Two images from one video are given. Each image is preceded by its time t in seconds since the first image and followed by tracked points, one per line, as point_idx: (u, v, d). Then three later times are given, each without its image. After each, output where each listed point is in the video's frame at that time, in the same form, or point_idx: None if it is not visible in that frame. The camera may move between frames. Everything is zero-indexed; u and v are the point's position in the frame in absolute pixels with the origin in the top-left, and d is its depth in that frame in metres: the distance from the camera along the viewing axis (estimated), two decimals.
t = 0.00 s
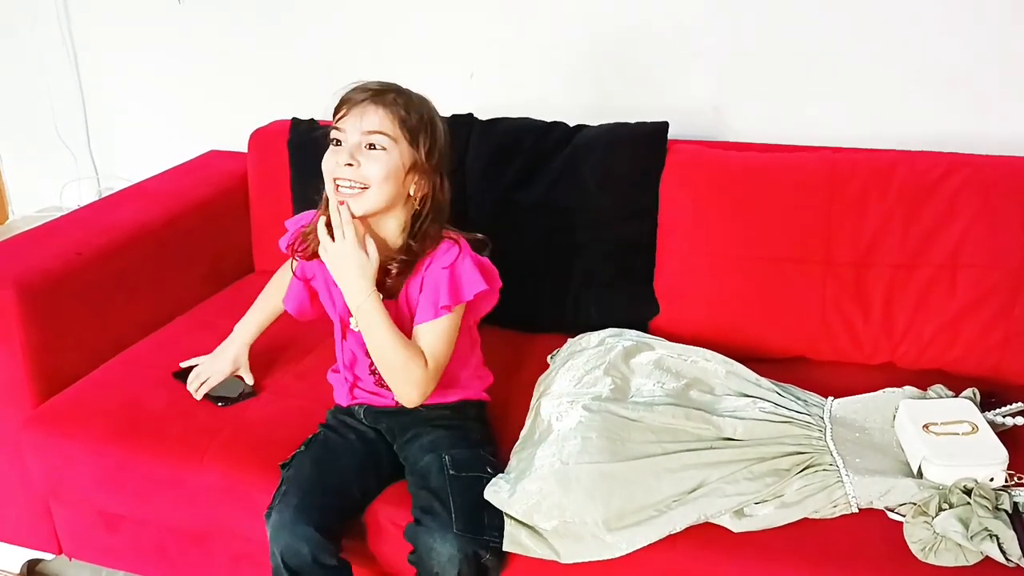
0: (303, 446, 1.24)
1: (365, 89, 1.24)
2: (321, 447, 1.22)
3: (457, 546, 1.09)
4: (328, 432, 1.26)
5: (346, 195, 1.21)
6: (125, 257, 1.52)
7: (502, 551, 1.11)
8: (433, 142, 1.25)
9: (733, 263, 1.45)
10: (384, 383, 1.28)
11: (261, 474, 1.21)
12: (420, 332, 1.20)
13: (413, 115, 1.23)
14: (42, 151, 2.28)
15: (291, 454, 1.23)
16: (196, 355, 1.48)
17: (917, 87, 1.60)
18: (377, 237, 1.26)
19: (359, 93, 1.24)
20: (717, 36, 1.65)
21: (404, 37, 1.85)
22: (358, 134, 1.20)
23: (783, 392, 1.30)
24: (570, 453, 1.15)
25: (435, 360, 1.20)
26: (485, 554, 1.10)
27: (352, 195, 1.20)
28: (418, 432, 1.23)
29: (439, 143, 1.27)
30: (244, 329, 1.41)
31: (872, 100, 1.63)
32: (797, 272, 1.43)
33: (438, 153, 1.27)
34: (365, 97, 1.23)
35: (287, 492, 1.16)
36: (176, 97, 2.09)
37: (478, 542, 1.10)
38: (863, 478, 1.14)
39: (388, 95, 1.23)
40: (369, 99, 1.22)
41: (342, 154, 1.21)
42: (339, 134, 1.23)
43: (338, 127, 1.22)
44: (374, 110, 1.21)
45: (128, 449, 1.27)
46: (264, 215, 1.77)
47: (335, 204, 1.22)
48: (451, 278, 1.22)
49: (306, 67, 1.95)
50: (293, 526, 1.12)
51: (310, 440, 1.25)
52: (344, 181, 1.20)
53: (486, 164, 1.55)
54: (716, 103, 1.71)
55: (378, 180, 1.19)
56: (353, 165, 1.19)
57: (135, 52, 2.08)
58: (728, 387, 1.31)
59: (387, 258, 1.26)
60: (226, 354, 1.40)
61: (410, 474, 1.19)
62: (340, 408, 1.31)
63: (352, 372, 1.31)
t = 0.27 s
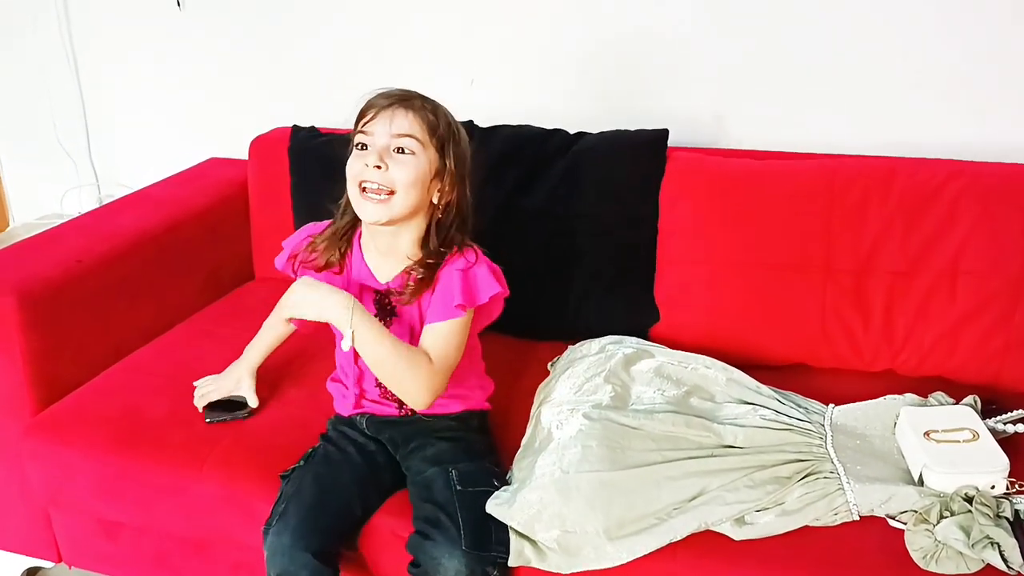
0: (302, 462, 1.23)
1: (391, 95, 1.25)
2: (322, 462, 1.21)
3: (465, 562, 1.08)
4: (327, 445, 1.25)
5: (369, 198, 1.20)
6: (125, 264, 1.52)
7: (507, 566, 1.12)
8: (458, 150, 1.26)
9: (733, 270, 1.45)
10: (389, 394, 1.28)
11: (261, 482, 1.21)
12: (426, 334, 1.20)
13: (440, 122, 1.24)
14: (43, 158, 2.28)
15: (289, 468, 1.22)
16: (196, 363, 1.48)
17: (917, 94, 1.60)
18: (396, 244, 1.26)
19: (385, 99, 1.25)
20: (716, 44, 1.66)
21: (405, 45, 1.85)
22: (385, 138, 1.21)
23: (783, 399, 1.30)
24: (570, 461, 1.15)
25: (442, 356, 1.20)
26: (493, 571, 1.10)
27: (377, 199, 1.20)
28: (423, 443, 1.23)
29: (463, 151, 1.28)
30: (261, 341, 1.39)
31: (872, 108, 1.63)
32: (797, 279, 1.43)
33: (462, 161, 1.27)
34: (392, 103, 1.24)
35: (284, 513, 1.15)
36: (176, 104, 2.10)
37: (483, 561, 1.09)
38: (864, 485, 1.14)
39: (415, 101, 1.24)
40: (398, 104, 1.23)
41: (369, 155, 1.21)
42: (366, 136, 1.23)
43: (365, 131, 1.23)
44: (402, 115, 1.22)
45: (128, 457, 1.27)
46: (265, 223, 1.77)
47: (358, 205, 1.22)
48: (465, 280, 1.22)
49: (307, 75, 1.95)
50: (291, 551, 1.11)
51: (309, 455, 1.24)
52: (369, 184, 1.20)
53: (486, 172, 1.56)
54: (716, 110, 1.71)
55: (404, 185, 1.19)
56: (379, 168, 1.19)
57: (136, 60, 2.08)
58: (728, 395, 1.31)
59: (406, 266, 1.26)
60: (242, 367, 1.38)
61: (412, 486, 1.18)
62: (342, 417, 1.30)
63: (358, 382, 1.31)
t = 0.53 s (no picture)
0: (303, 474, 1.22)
1: (379, 101, 1.25)
2: (323, 474, 1.20)
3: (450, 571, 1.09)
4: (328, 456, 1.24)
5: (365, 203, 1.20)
6: (125, 271, 1.52)
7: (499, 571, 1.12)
8: (453, 150, 1.26)
9: (733, 276, 1.45)
10: (396, 393, 1.28)
11: (261, 489, 1.21)
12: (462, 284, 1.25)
13: (431, 123, 1.24)
14: (44, 165, 2.29)
15: (291, 479, 1.21)
16: (196, 370, 1.48)
17: (916, 99, 1.61)
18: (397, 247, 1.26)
19: (374, 106, 1.25)
20: (716, 49, 1.66)
21: (405, 51, 1.85)
22: (377, 144, 1.21)
23: (783, 406, 1.30)
24: (570, 468, 1.15)
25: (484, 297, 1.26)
26: None
27: (374, 206, 1.19)
28: (422, 446, 1.23)
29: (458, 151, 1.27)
30: (263, 362, 1.37)
31: (872, 112, 1.64)
32: (797, 285, 1.43)
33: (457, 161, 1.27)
34: (381, 108, 1.24)
35: (289, 531, 1.15)
36: (177, 111, 2.10)
37: (471, 568, 1.10)
38: (863, 491, 1.13)
39: (404, 104, 1.24)
40: (388, 109, 1.23)
41: (362, 162, 1.20)
42: (358, 144, 1.23)
43: (356, 140, 1.23)
44: (391, 119, 1.22)
45: (128, 464, 1.26)
46: (265, 228, 1.77)
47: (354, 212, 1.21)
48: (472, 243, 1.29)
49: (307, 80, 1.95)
50: (296, 570, 1.11)
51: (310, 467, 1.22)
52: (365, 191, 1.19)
53: (486, 178, 1.56)
54: (716, 115, 1.71)
55: (401, 188, 1.19)
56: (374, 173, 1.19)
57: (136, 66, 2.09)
58: (729, 401, 1.31)
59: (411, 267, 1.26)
60: (242, 388, 1.35)
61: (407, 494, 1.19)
62: (342, 424, 1.30)
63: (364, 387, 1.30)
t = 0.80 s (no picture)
0: (307, 475, 1.21)
1: (374, 101, 1.26)
2: (326, 476, 1.20)
3: (449, 569, 1.08)
4: (332, 457, 1.24)
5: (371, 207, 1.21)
6: (126, 272, 1.52)
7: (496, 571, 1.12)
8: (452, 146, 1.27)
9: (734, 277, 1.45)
10: (404, 394, 1.28)
11: (262, 490, 1.21)
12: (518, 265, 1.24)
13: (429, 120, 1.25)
14: (45, 166, 2.29)
15: (293, 480, 1.21)
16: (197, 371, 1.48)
17: (916, 101, 1.61)
18: (404, 246, 1.27)
19: (370, 106, 1.25)
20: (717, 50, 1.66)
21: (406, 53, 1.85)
22: (377, 144, 1.22)
23: (785, 407, 1.30)
24: (572, 469, 1.15)
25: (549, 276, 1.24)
26: None
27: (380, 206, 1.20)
28: (425, 447, 1.23)
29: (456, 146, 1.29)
30: (261, 371, 1.35)
31: (873, 114, 1.64)
32: (799, 285, 1.42)
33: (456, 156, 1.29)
34: (378, 108, 1.24)
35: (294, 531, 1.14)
36: (179, 113, 2.10)
37: (467, 568, 1.09)
38: (866, 492, 1.13)
39: (400, 102, 1.25)
40: (386, 109, 1.24)
41: (365, 164, 1.21)
42: (358, 145, 1.23)
43: (355, 141, 1.23)
44: (389, 118, 1.23)
45: (129, 465, 1.26)
46: (266, 230, 1.77)
47: (360, 213, 1.22)
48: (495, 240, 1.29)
49: (308, 82, 1.95)
50: (299, 571, 1.11)
51: (313, 468, 1.22)
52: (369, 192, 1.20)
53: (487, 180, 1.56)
54: (717, 117, 1.71)
55: (405, 187, 1.20)
56: (378, 174, 1.20)
57: (137, 67, 2.09)
58: (731, 402, 1.30)
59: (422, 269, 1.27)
60: (241, 397, 1.34)
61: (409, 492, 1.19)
62: (344, 428, 1.29)
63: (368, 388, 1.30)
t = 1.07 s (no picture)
0: (309, 476, 1.21)
1: (383, 109, 1.24)
2: (328, 476, 1.20)
3: (451, 569, 1.08)
4: (334, 458, 1.24)
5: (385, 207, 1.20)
6: (127, 273, 1.52)
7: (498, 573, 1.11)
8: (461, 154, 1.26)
9: (736, 278, 1.45)
10: (406, 397, 1.28)
11: (263, 491, 1.21)
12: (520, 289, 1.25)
13: (439, 130, 1.24)
14: (46, 167, 2.29)
15: (295, 481, 1.21)
16: (198, 372, 1.48)
17: (917, 101, 1.61)
18: (413, 249, 1.27)
19: (380, 114, 1.24)
20: (718, 51, 1.66)
21: (407, 53, 1.85)
22: (386, 156, 1.21)
23: (786, 408, 1.30)
24: (574, 470, 1.15)
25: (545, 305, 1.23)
26: None
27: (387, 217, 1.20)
28: (428, 448, 1.23)
29: (466, 153, 1.28)
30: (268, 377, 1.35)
31: (874, 115, 1.64)
32: (801, 286, 1.42)
33: (465, 163, 1.28)
34: (387, 118, 1.23)
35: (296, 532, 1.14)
36: (180, 114, 2.10)
37: (468, 568, 1.09)
38: (868, 493, 1.13)
39: (409, 111, 1.23)
40: (394, 118, 1.22)
41: (374, 174, 1.20)
42: (367, 154, 1.22)
43: (365, 151, 1.22)
44: (397, 129, 1.22)
45: (130, 466, 1.26)
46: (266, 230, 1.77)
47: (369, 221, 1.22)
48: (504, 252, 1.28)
49: (309, 83, 1.95)
50: (304, 570, 1.10)
51: (315, 469, 1.22)
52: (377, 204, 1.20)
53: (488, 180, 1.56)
54: (718, 117, 1.71)
55: (412, 199, 1.20)
56: (385, 186, 1.19)
57: (138, 67, 2.09)
58: (733, 403, 1.30)
59: (430, 271, 1.28)
60: (249, 402, 1.33)
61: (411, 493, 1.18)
62: (347, 426, 1.30)
63: (371, 388, 1.30)
